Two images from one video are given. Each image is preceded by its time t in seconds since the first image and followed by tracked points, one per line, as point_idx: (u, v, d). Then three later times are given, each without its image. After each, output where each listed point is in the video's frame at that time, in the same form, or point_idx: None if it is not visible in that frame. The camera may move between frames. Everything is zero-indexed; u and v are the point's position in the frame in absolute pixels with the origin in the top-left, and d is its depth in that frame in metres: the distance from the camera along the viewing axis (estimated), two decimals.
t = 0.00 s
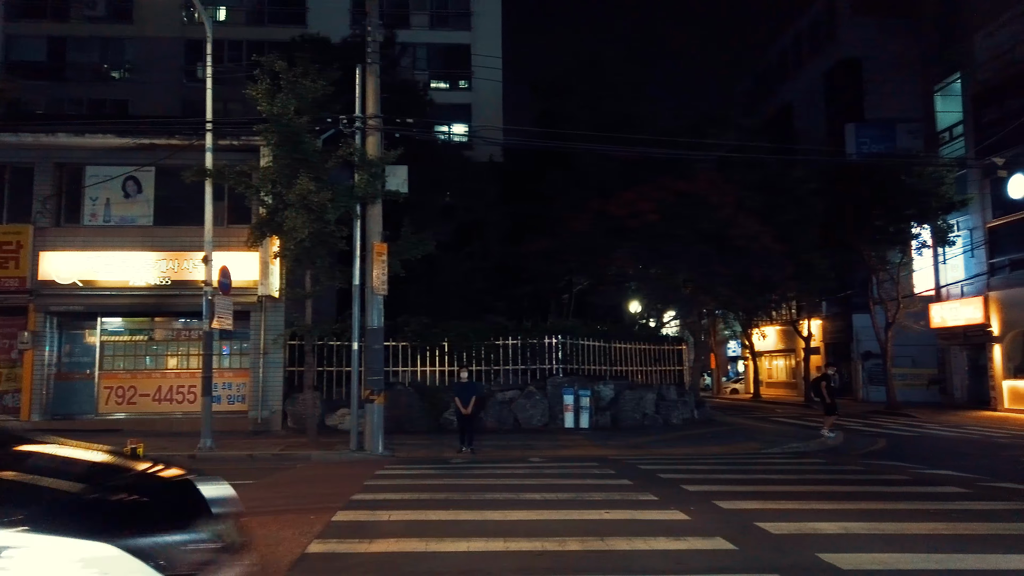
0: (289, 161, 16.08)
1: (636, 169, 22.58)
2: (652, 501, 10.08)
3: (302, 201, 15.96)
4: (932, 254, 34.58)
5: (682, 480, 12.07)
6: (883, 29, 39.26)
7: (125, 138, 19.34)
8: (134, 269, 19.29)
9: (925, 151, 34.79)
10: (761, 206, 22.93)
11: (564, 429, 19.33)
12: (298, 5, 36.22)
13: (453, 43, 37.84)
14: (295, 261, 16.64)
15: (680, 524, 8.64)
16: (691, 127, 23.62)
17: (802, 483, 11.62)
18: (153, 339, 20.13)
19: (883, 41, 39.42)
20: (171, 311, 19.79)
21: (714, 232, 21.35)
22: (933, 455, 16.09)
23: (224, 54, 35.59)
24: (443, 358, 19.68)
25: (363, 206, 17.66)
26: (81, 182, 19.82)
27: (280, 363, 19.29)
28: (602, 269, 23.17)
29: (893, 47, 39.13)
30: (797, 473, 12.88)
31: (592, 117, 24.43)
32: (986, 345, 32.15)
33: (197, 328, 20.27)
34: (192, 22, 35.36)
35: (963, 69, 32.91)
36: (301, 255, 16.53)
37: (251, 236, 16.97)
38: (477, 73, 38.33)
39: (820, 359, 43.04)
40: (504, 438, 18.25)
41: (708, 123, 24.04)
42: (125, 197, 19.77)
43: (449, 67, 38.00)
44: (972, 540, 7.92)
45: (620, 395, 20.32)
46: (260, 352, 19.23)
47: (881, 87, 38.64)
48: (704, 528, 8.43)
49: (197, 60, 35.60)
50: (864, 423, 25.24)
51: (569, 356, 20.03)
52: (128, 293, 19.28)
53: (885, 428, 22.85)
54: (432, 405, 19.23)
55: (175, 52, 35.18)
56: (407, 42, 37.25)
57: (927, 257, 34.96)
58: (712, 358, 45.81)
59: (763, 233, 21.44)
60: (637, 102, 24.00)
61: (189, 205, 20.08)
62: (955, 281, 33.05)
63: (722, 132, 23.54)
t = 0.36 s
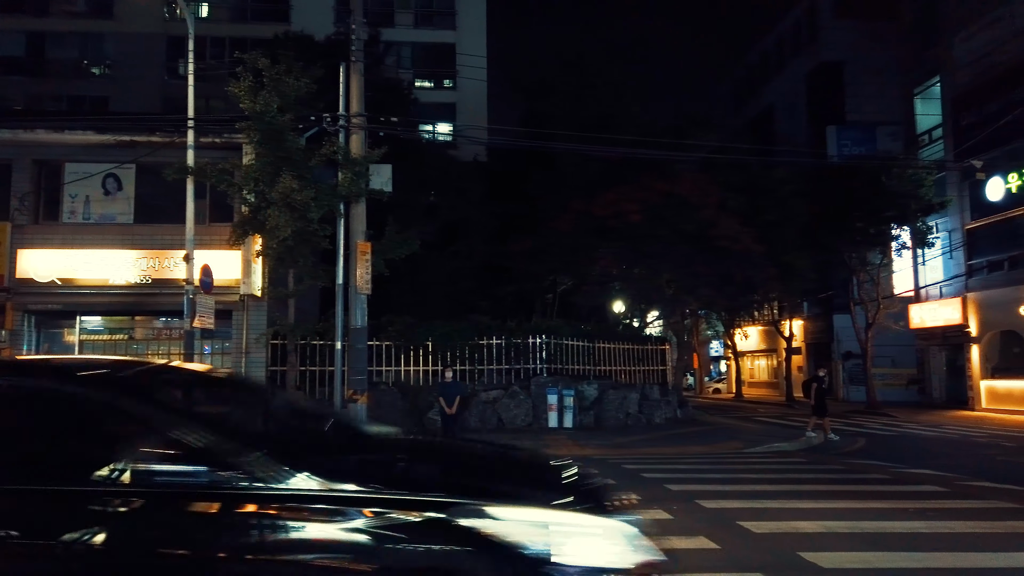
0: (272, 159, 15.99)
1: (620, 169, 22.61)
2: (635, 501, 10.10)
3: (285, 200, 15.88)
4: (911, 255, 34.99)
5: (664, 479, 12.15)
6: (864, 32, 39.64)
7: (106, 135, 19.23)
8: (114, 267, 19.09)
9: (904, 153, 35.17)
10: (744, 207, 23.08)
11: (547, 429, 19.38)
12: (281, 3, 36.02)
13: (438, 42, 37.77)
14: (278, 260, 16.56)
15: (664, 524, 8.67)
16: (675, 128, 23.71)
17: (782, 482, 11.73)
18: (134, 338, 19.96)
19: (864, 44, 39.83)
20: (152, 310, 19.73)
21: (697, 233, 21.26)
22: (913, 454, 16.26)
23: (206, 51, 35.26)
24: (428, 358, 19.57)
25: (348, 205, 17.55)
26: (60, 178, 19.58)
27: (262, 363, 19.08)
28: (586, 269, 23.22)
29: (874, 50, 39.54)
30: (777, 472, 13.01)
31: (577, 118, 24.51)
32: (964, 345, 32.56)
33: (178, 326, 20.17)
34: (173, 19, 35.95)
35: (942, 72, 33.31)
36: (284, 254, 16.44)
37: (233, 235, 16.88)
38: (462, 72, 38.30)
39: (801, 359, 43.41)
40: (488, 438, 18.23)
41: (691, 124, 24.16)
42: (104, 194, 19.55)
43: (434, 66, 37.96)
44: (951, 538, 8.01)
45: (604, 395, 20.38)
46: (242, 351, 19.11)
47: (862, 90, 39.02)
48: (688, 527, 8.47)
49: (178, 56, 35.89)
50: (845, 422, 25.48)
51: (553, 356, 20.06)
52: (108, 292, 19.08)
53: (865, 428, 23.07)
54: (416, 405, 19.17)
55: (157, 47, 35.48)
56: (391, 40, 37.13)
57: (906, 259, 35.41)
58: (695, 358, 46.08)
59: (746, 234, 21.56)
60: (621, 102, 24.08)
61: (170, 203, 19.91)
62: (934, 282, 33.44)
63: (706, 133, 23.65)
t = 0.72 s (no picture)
0: (262, 157, 15.91)
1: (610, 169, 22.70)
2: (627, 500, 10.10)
3: (276, 198, 15.80)
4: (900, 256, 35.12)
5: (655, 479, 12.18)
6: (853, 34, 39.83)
7: (94, 133, 18.99)
8: (102, 265, 18.92)
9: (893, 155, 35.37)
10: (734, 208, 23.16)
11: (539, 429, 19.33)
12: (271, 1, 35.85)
13: (429, 41, 37.67)
14: (269, 259, 16.51)
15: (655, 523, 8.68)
16: (665, 128, 23.76)
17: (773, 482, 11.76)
18: (122, 338, 19.81)
19: (854, 46, 40.01)
20: (141, 308, 19.49)
21: (686, 232, 21.40)
22: (902, 454, 16.34)
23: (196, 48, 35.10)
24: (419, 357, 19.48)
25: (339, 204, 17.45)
26: (48, 176, 19.43)
27: (252, 362, 19.00)
28: (577, 269, 23.23)
29: (864, 52, 39.74)
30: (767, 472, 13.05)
31: (568, 117, 24.49)
32: (951, 346, 32.80)
33: (167, 326, 19.99)
34: (163, 15, 35.03)
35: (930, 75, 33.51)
36: (274, 252, 16.40)
37: (223, 233, 16.82)
38: (453, 72, 38.23)
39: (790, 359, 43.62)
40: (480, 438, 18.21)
41: (682, 124, 24.20)
42: (93, 192, 19.40)
43: (425, 65, 37.87)
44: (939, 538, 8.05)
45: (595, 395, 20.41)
46: (232, 350, 19.00)
47: (851, 92, 39.20)
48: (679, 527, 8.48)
49: (168, 54, 35.33)
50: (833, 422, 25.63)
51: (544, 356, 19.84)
52: (96, 290, 18.93)
53: (854, 428, 23.18)
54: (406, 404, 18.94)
55: (146, 45, 34.77)
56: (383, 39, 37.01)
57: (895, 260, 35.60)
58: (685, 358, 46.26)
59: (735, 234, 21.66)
60: (612, 102, 24.11)
61: (159, 201, 19.76)
62: (922, 283, 33.64)
63: (696, 133, 23.69)
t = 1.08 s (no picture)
0: (260, 156, 15.86)
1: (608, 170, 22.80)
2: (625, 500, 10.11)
3: (274, 197, 15.71)
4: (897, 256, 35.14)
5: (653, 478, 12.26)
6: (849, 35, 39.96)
7: (91, 131, 18.91)
8: (99, 264, 18.86)
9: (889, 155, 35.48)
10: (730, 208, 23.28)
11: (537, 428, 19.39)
12: None
13: (426, 41, 37.66)
14: (266, 258, 16.46)
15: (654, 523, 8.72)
16: (662, 129, 23.85)
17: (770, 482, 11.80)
18: (119, 337, 19.77)
19: (850, 47, 40.13)
20: (138, 307, 19.38)
21: (684, 233, 21.67)
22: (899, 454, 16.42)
23: (193, 47, 35.02)
24: (416, 357, 19.63)
25: (336, 203, 17.41)
26: (45, 174, 19.36)
27: (250, 361, 19.03)
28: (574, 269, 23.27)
29: (860, 53, 39.86)
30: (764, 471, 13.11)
31: (565, 117, 24.53)
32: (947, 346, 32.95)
33: (164, 325, 19.97)
34: (159, 14, 34.98)
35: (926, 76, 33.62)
36: (272, 251, 16.37)
37: (221, 232, 16.76)
38: (450, 71, 38.23)
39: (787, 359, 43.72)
40: (477, 438, 18.19)
41: (679, 124, 24.28)
42: (90, 190, 19.34)
43: (422, 65, 37.86)
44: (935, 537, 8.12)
45: (593, 394, 20.44)
46: (229, 349, 18.95)
47: (847, 93, 39.31)
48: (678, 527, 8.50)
49: (165, 52, 35.21)
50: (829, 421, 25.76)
51: (542, 356, 20.14)
52: (93, 289, 18.88)
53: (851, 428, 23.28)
54: (404, 404, 19.03)
55: (143, 42, 34.70)
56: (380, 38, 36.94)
57: (891, 260, 35.70)
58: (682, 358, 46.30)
59: (732, 234, 21.86)
60: (609, 102, 24.17)
61: (156, 199, 19.71)
62: (918, 283, 33.72)
63: (693, 134, 23.75)
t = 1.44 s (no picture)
0: (262, 156, 15.84)
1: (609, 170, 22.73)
2: (630, 499, 10.13)
3: (277, 196, 15.70)
4: (898, 256, 35.26)
5: (655, 477, 12.28)
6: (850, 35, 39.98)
7: (93, 131, 18.91)
8: (102, 264, 18.88)
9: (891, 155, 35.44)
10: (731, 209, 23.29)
11: (539, 428, 19.38)
12: None
13: (427, 41, 37.69)
14: (268, 258, 16.43)
15: (659, 522, 8.73)
16: (664, 129, 23.83)
17: (773, 481, 11.80)
18: (121, 337, 19.79)
19: (851, 47, 40.13)
20: (140, 307, 19.39)
21: (685, 233, 21.69)
22: (900, 453, 16.40)
23: (194, 46, 35.04)
24: (419, 356, 19.63)
25: (338, 203, 17.39)
26: (47, 174, 19.35)
27: (252, 361, 18.99)
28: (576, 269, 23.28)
29: (860, 53, 39.87)
30: (766, 471, 13.11)
31: (567, 117, 24.54)
32: (949, 346, 32.95)
33: (166, 325, 19.96)
34: (161, 14, 35.02)
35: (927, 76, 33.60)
36: (274, 251, 16.33)
37: (223, 232, 16.72)
38: (452, 71, 38.26)
39: (788, 359, 43.71)
40: (479, 438, 18.15)
41: (680, 124, 24.27)
42: (92, 190, 19.34)
43: (424, 65, 37.89)
44: (938, 535, 8.12)
45: (595, 394, 20.41)
46: (231, 350, 18.94)
47: (848, 93, 39.32)
48: (681, 526, 8.51)
49: (166, 52, 35.22)
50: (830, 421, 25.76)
51: (545, 355, 20.12)
52: (96, 289, 18.88)
53: (853, 428, 23.27)
54: (406, 404, 19.03)
55: (144, 42, 34.72)
56: (381, 38, 36.96)
57: (893, 260, 35.77)
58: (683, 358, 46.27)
59: (733, 234, 21.87)
60: (610, 102, 24.16)
61: (158, 199, 19.70)
62: (920, 283, 33.73)
63: (695, 134, 23.73)
